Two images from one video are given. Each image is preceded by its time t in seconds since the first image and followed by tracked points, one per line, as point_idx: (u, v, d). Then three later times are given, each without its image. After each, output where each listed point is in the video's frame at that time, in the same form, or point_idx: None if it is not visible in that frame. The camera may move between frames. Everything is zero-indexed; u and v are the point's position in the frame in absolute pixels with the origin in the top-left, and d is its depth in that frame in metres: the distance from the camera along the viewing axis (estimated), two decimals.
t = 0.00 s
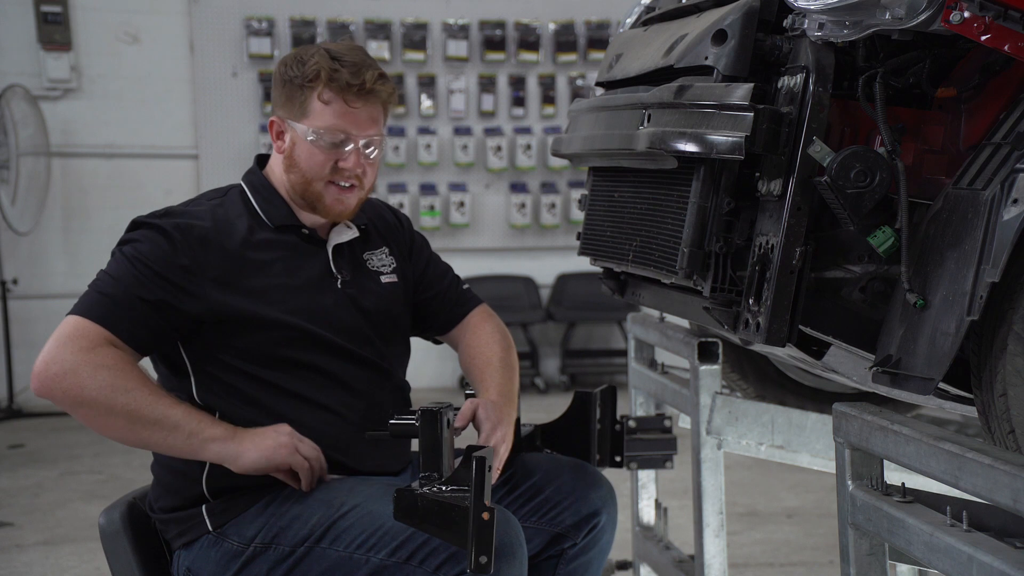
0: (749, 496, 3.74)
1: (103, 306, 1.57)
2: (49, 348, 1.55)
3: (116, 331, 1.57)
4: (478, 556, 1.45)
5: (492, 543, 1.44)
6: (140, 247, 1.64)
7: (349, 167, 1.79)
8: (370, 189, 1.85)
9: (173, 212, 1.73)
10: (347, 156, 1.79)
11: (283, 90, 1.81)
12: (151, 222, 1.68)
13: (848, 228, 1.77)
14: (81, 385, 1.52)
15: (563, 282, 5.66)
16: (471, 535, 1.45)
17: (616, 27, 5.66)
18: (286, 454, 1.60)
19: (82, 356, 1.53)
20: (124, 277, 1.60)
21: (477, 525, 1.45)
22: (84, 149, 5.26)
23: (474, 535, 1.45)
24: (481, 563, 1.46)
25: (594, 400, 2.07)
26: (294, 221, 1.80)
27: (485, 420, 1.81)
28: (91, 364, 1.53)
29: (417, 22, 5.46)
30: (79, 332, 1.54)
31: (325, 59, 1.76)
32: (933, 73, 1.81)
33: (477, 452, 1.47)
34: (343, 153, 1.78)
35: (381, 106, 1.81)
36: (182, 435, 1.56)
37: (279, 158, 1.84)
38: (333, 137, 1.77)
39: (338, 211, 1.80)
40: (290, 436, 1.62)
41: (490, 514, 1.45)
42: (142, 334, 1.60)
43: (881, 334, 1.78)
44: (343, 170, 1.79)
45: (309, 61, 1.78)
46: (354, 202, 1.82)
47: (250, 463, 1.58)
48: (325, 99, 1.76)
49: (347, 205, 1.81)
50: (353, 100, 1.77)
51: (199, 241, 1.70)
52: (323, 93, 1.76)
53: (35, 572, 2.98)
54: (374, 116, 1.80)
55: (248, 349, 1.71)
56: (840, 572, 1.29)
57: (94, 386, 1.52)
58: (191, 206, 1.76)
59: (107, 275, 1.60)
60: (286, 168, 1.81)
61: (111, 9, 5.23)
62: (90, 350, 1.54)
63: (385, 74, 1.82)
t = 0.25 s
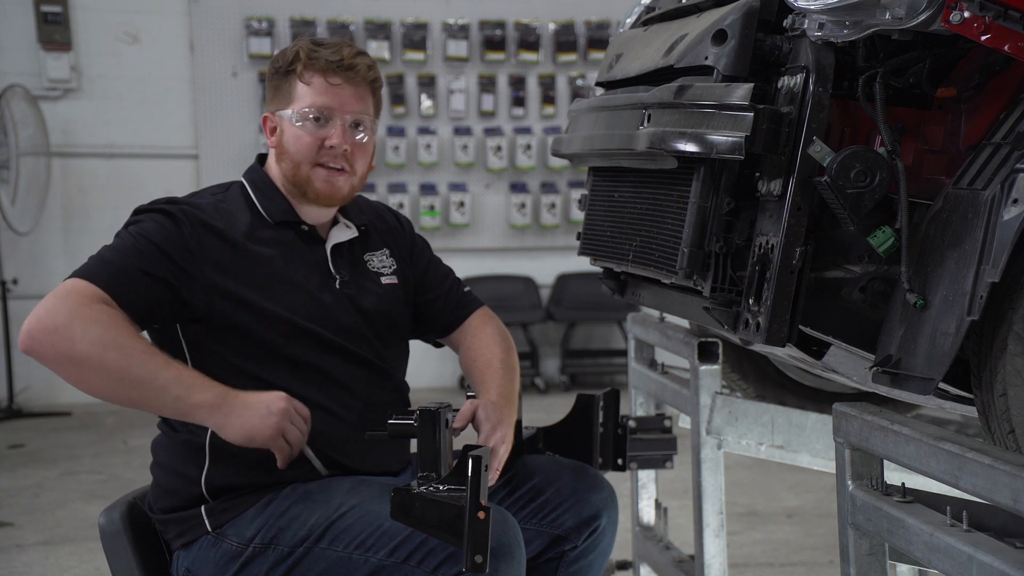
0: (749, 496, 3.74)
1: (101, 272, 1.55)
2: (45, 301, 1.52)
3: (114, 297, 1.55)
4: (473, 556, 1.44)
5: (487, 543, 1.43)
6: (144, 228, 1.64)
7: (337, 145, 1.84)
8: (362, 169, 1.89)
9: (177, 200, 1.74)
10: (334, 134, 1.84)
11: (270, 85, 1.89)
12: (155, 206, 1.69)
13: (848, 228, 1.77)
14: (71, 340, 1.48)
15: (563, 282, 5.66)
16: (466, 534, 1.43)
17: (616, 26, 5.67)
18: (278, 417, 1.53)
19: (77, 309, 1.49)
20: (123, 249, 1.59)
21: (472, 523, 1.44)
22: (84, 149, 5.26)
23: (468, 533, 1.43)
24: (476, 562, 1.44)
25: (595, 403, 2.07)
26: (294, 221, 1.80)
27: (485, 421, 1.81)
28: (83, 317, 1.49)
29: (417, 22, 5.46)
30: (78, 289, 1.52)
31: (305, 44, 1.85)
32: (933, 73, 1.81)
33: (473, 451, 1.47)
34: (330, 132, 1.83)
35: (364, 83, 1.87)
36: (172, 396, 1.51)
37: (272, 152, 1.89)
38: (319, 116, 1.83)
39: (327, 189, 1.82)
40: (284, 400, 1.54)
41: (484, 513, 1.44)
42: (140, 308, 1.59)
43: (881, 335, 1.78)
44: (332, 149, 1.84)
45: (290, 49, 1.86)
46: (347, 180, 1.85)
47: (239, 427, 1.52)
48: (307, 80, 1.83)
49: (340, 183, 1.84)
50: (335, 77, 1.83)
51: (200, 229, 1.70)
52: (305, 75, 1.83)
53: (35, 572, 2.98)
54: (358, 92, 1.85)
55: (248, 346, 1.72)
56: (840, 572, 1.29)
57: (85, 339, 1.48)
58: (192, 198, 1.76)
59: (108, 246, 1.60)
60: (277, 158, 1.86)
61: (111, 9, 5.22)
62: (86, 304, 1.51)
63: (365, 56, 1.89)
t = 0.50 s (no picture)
0: (749, 496, 3.74)
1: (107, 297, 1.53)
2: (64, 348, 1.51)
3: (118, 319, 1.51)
4: (477, 558, 1.46)
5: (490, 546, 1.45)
6: (142, 247, 1.62)
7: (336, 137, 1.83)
8: (362, 161, 1.88)
9: (176, 210, 1.72)
10: (333, 126, 1.83)
11: (265, 86, 1.89)
12: (153, 220, 1.67)
13: (848, 228, 1.77)
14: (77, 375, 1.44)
15: (563, 282, 5.66)
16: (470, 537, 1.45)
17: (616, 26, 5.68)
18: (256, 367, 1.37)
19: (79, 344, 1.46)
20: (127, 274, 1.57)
21: (476, 528, 1.46)
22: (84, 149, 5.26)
23: (472, 538, 1.45)
24: (479, 565, 1.46)
25: (596, 405, 2.07)
26: (295, 221, 1.80)
27: (488, 421, 1.81)
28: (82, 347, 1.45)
29: (417, 22, 5.46)
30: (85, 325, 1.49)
31: (298, 40, 1.85)
32: (934, 73, 1.81)
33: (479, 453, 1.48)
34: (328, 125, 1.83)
35: (359, 75, 1.87)
36: (172, 388, 1.43)
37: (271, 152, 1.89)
38: (316, 109, 1.83)
39: (330, 182, 1.82)
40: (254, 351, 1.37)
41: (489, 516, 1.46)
42: (155, 322, 1.56)
43: (881, 335, 1.78)
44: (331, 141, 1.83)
45: (284, 47, 1.86)
46: (348, 172, 1.85)
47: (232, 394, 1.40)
48: (303, 75, 1.83)
49: (341, 175, 1.83)
50: (330, 70, 1.84)
51: (204, 239, 1.69)
52: (300, 70, 1.83)
53: (35, 572, 2.98)
54: (354, 84, 1.86)
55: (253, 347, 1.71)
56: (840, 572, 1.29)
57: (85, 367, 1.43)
58: (188, 205, 1.75)
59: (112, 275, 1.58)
60: (277, 156, 1.86)
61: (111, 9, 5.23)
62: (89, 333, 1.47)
63: (359, 48, 1.89)
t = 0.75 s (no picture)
0: (749, 496, 3.74)
1: (161, 331, 1.57)
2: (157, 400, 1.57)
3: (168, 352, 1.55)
4: (479, 556, 1.47)
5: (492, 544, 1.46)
6: (166, 271, 1.63)
7: (330, 128, 1.80)
8: (358, 152, 1.85)
9: (186, 223, 1.71)
10: (326, 117, 1.81)
11: (259, 86, 1.89)
12: (167, 238, 1.66)
13: (848, 228, 1.77)
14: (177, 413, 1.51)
15: (563, 282, 5.66)
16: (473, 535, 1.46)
17: (616, 26, 5.68)
18: (315, 290, 1.42)
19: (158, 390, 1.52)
20: (169, 304, 1.60)
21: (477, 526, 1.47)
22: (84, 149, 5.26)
23: (473, 535, 1.46)
24: (482, 564, 1.47)
25: (596, 404, 2.07)
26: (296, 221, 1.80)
27: (488, 421, 1.81)
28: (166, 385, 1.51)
29: (417, 22, 5.46)
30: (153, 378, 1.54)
31: (289, 37, 1.85)
32: (933, 73, 1.81)
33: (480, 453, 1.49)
34: (321, 116, 1.81)
35: (351, 68, 1.86)
36: (258, 365, 1.48)
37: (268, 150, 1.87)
38: (309, 102, 1.81)
39: (327, 174, 1.81)
40: (307, 276, 1.42)
41: (491, 513, 1.47)
42: (208, 339, 1.59)
43: (881, 335, 1.78)
44: (325, 132, 1.81)
45: (275, 45, 1.86)
46: (343, 163, 1.82)
47: (308, 327, 1.46)
48: (295, 70, 1.83)
49: (337, 167, 1.81)
50: (321, 63, 1.83)
51: (224, 253, 1.71)
52: (292, 66, 1.83)
53: (35, 572, 2.98)
54: (345, 76, 1.85)
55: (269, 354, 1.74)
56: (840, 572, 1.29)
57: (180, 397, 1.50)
58: (198, 216, 1.74)
59: (155, 309, 1.60)
60: (273, 154, 1.84)
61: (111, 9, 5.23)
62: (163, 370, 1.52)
63: (350, 42, 1.89)
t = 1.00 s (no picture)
0: (749, 496, 3.74)
1: (177, 321, 1.57)
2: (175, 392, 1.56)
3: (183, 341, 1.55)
4: (481, 558, 1.46)
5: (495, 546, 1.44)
6: (178, 265, 1.63)
7: (335, 128, 1.81)
8: (363, 152, 1.86)
9: (196, 219, 1.72)
10: (332, 118, 1.81)
11: (265, 83, 1.89)
12: (178, 233, 1.67)
13: (848, 228, 1.77)
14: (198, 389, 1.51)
15: (563, 282, 5.66)
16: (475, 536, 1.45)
17: (616, 26, 5.68)
18: (329, 227, 1.51)
19: (179, 372, 1.52)
20: (183, 295, 1.61)
21: (481, 528, 1.45)
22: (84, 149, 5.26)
23: (476, 538, 1.45)
24: (484, 566, 1.46)
25: (596, 405, 2.07)
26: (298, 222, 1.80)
27: (489, 422, 1.81)
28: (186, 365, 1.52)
29: (417, 22, 5.46)
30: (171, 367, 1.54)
31: (296, 35, 1.84)
32: (933, 73, 1.81)
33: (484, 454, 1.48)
34: (327, 116, 1.81)
35: (357, 68, 1.86)
36: (277, 327, 1.50)
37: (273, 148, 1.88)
38: (315, 102, 1.80)
39: (332, 176, 1.83)
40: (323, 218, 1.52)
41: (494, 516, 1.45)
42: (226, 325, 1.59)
43: (881, 335, 1.78)
44: (331, 133, 1.81)
45: (282, 43, 1.86)
46: (348, 164, 1.83)
47: (323, 275, 1.51)
48: (301, 70, 1.82)
49: (343, 167, 1.83)
50: (328, 63, 1.83)
51: (235, 248, 1.71)
52: (298, 65, 1.82)
53: (35, 572, 2.98)
54: (352, 76, 1.84)
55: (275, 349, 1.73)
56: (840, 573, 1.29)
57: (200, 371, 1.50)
58: (206, 213, 1.74)
59: (173, 300, 1.60)
60: (278, 152, 1.85)
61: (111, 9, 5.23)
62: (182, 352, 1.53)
63: (357, 41, 1.88)
